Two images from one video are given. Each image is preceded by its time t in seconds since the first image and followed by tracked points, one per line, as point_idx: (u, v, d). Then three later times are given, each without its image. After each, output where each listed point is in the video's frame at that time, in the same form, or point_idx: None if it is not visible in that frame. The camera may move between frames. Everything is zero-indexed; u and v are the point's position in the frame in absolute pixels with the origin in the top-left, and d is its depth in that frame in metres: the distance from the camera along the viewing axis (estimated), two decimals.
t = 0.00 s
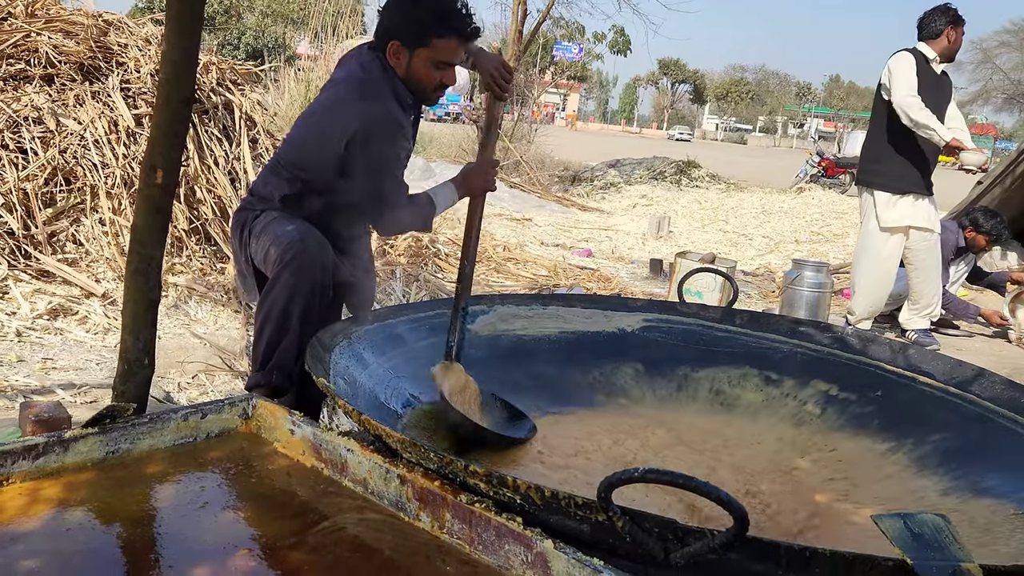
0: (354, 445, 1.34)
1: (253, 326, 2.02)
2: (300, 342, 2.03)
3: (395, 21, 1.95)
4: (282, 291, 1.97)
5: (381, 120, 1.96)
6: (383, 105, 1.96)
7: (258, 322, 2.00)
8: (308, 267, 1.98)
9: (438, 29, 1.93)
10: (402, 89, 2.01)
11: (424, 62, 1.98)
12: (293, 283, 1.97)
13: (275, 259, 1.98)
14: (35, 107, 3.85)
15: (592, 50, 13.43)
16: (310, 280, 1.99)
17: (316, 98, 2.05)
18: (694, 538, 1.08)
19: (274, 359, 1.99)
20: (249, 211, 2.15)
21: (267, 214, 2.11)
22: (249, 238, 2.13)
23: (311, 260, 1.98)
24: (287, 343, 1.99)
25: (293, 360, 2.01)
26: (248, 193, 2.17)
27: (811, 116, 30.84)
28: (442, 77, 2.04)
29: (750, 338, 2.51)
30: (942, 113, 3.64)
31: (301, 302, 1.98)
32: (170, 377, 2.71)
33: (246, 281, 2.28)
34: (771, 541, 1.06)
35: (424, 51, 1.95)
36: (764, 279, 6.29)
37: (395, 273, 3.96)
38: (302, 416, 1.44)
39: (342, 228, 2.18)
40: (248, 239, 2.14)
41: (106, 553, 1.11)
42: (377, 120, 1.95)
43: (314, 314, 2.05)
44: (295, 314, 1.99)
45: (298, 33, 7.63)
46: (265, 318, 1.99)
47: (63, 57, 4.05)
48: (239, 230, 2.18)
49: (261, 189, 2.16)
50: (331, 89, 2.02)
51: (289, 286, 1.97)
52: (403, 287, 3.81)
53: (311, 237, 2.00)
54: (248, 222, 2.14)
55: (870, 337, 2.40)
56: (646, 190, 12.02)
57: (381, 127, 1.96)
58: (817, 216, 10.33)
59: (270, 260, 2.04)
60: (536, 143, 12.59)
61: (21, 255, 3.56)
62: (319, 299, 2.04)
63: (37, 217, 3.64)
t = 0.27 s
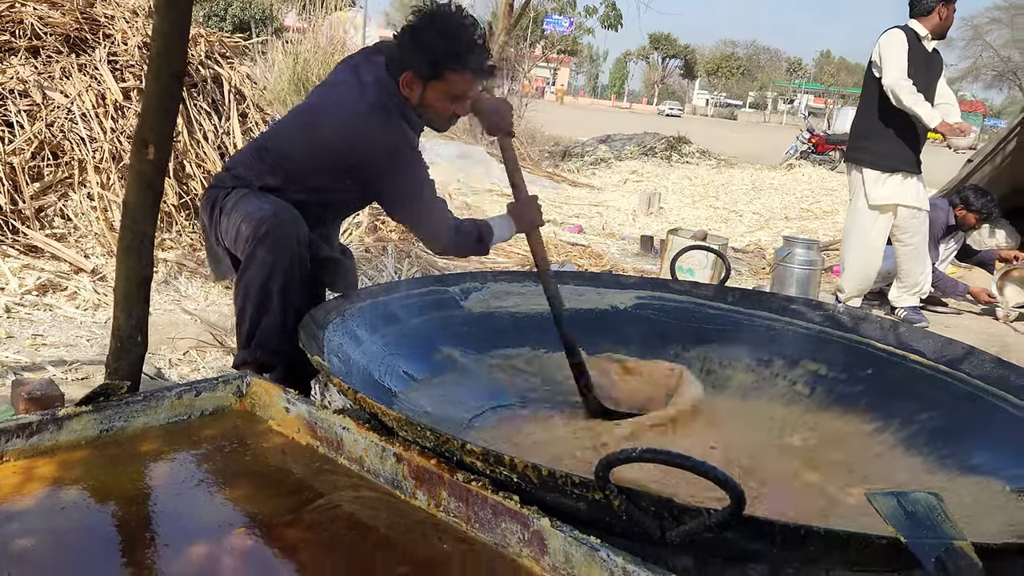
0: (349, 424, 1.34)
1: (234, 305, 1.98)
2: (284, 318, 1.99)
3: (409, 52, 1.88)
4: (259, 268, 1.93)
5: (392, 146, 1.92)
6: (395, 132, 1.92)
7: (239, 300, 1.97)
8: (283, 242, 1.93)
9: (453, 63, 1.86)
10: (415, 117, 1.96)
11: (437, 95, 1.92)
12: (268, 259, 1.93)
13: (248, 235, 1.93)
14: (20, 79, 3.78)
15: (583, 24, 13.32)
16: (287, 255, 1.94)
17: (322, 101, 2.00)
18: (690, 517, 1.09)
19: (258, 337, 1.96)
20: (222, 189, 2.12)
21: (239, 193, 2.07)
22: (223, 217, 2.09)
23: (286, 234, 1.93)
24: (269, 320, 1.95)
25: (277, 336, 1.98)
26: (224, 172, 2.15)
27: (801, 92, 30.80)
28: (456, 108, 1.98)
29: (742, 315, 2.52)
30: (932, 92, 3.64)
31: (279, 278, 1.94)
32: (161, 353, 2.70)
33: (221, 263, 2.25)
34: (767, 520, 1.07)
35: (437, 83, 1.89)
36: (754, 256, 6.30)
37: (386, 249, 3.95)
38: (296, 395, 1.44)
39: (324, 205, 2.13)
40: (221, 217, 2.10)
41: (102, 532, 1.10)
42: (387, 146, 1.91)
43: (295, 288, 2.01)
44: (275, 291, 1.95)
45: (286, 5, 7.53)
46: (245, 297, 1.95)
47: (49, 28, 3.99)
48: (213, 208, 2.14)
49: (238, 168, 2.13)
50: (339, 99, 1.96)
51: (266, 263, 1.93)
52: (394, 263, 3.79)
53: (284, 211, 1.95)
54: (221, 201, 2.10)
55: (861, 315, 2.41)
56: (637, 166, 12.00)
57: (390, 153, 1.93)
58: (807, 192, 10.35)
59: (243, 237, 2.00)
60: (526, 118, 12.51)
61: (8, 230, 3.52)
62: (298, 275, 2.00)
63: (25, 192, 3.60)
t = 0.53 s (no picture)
0: (352, 414, 1.32)
1: (228, 286, 1.96)
2: (279, 297, 1.98)
3: (396, 44, 1.75)
4: (254, 250, 1.90)
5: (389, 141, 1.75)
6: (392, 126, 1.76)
7: (233, 282, 1.94)
8: (275, 224, 1.90)
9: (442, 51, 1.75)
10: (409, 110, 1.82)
11: (428, 85, 1.79)
12: (262, 240, 1.89)
13: (238, 218, 1.88)
14: (11, 48, 3.71)
15: None
16: (280, 235, 1.91)
17: (321, 94, 1.85)
18: (699, 514, 1.08)
19: (255, 318, 1.95)
20: (206, 169, 2.06)
21: (224, 171, 2.01)
22: (207, 196, 2.03)
23: (279, 215, 1.89)
24: (265, 301, 1.94)
25: (274, 316, 1.97)
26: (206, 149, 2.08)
27: (800, 59, 30.54)
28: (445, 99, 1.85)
29: (744, 296, 2.50)
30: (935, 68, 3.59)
31: (274, 259, 1.92)
32: (158, 331, 2.67)
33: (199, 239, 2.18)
34: (776, 518, 1.06)
35: (428, 74, 1.77)
36: (752, 228, 6.28)
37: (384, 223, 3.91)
38: (298, 382, 1.42)
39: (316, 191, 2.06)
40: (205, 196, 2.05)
41: (105, 528, 1.09)
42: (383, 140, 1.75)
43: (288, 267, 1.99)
44: (270, 272, 1.93)
45: None
46: (240, 279, 1.93)
47: None
48: (195, 187, 2.08)
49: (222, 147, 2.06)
50: (335, 91, 1.82)
51: (260, 244, 1.89)
52: (392, 237, 3.76)
53: (275, 191, 1.91)
54: (205, 179, 2.04)
55: (865, 296, 2.40)
56: (635, 134, 11.91)
57: (384, 148, 1.76)
58: (805, 162, 10.30)
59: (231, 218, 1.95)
60: (524, 85, 12.38)
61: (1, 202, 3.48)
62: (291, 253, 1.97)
63: (17, 164, 3.55)
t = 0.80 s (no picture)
0: (348, 431, 1.32)
1: (238, 290, 1.94)
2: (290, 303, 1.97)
3: None
4: (269, 255, 1.89)
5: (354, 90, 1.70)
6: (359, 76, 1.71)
7: (243, 286, 1.93)
8: (292, 230, 1.89)
9: None
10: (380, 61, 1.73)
11: (400, 30, 1.70)
12: (278, 246, 1.88)
13: (256, 221, 1.87)
14: None
15: None
16: (296, 242, 1.90)
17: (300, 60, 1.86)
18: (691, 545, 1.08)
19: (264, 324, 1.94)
20: (213, 166, 2.04)
21: (233, 170, 1.98)
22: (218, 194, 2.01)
23: (296, 223, 1.88)
24: (277, 307, 1.93)
25: (283, 322, 1.96)
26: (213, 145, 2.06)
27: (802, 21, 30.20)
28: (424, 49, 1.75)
29: (741, 290, 2.48)
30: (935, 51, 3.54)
31: (288, 266, 1.90)
32: (154, 321, 2.67)
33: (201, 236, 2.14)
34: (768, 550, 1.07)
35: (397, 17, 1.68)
36: (751, 204, 6.26)
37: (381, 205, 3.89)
38: (294, 396, 1.42)
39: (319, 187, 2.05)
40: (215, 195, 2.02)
41: (102, 556, 1.10)
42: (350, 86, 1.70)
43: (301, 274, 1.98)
44: (284, 278, 1.91)
45: None
46: (252, 283, 1.91)
47: None
48: (203, 185, 2.05)
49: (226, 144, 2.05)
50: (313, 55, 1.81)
51: (276, 250, 1.88)
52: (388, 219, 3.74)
53: (292, 197, 1.90)
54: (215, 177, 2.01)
55: (862, 291, 2.38)
56: (635, 102, 11.81)
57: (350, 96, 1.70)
58: (806, 132, 10.23)
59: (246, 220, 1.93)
60: (523, 51, 12.24)
61: None
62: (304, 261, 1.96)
63: (8, 149, 3.51)
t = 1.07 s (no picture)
0: (342, 469, 1.35)
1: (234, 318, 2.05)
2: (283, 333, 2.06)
3: None
4: (263, 286, 1.98)
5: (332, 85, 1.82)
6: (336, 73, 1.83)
7: (239, 314, 2.03)
8: (287, 265, 1.97)
9: None
10: (365, 52, 1.89)
11: (387, 21, 1.84)
12: (273, 278, 1.98)
13: (254, 252, 1.97)
14: None
15: None
16: (289, 277, 1.99)
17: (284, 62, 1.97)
18: None
19: (257, 352, 2.04)
20: (225, 187, 2.09)
21: (241, 193, 2.05)
22: (224, 216, 2.08)
23: (292, 258, 1.97)
24: (268, 337, 2.02)
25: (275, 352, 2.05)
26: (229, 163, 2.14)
27: None
28: (410, 36, 1.90)
29: (730, 293, 2.51)
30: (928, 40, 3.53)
31: (282, 298, 1.99)
32: (147, 325, 2.69)
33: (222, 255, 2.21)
34: None
35: (385, 10, 1.82)
36: (743, 182, 6.26)
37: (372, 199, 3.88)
38: (288, 430, 1.45)
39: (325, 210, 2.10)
40: (224, 219, 2.09)
41: None
42: (324, 85, 1.82)
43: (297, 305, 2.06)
44: (277, 310, 2.01)
45: None
46: (246, 312, 2.02)
47: None
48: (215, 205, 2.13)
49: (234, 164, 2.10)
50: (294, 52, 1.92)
51: (270, 282, 1.98)
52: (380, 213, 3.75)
53: (292, 233, 1.98)
54: (222, 200, 2.08)
55: (849, 295, 2.42)
56: (627, 70, 11.71)
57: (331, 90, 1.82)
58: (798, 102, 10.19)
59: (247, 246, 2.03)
60: (513, 20, 12.10)
61: None
62: (299, 292, 2.05)
63: None
